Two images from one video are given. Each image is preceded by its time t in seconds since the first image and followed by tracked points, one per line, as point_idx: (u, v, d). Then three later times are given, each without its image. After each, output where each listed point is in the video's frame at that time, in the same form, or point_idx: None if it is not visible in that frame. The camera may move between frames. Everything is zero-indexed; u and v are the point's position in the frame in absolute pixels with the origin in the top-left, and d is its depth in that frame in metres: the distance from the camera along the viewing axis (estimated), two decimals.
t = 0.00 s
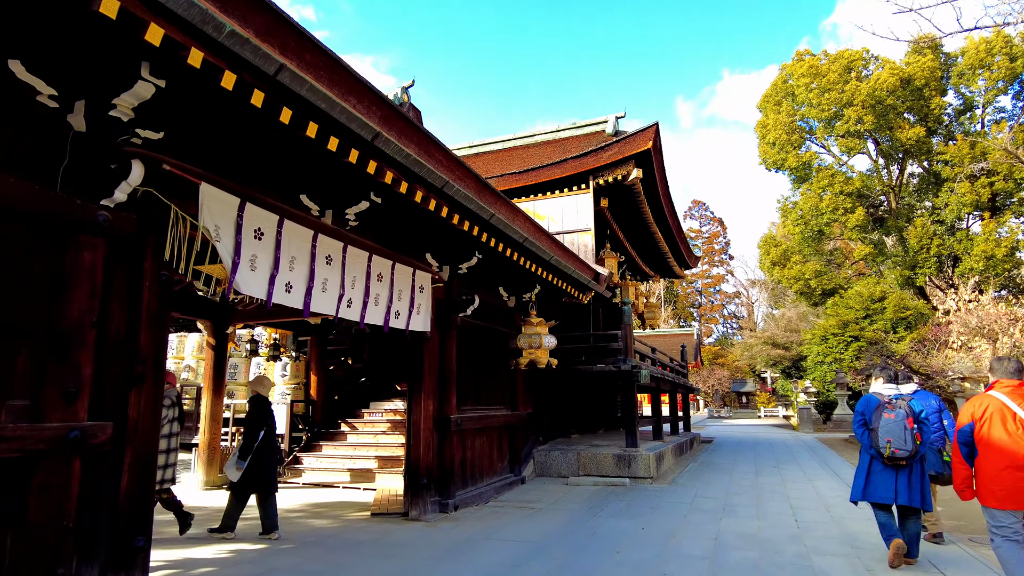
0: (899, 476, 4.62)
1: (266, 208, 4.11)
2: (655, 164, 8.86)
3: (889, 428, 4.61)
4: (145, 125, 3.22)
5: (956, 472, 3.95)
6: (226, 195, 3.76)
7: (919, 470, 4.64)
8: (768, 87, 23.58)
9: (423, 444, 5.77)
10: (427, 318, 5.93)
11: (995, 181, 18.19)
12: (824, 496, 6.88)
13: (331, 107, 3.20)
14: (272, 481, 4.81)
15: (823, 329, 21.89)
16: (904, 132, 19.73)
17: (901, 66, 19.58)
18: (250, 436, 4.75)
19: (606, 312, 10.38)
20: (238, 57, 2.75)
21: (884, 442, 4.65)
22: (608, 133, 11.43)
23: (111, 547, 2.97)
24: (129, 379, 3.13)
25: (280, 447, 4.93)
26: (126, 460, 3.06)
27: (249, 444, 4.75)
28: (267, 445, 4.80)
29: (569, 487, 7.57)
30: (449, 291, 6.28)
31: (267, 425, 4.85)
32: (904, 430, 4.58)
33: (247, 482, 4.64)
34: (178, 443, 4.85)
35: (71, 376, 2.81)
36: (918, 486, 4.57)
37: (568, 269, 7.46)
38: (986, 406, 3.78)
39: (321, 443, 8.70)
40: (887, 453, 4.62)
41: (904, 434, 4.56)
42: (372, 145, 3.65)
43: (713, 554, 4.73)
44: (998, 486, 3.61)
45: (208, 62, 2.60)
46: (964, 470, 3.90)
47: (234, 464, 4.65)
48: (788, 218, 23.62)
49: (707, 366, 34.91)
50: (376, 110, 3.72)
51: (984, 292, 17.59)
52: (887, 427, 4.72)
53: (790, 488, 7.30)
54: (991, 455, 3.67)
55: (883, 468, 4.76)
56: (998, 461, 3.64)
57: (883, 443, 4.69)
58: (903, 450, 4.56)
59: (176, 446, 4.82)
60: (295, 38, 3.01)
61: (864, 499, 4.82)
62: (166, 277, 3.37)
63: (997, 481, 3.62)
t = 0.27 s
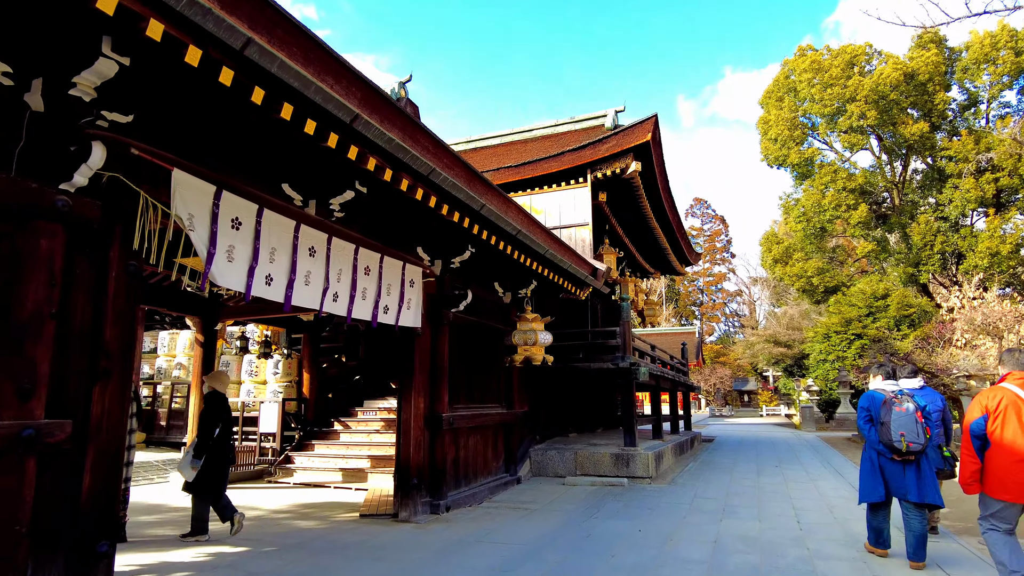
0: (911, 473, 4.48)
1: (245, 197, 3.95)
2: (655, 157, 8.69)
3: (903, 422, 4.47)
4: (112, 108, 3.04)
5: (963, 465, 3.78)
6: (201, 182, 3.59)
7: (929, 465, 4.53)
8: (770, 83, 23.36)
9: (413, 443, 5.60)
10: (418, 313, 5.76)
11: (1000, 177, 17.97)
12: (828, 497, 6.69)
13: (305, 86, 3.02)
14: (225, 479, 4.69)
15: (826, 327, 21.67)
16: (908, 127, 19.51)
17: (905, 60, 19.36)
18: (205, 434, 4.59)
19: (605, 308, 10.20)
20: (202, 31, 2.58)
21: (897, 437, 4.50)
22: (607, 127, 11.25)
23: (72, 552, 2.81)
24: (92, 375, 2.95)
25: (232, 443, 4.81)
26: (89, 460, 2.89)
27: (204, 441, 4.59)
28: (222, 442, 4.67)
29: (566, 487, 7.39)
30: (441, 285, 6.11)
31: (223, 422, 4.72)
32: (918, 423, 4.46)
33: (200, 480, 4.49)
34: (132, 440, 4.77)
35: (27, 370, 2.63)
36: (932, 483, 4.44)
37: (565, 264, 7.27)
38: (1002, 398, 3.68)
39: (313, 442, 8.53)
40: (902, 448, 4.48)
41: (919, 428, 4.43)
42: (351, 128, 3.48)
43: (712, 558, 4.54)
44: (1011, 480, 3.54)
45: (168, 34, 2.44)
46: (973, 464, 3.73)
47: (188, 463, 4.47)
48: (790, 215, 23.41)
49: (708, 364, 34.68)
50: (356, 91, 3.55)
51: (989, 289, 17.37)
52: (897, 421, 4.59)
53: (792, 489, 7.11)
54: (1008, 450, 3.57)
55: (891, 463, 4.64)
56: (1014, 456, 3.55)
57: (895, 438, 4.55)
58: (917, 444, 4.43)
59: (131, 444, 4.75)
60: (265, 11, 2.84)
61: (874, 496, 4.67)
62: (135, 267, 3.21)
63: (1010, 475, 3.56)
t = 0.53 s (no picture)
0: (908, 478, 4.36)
1: (221, 191, 3.77)
2: (654, 152, 8.48)
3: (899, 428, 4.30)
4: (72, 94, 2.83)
5: (971, 476, 3.57)
6: (172, 174, 3.40)
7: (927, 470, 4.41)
8: (772, 79, 23.12)
9: (402, 447, 5.41)
10: (408, 312, 5.57)
11: (1005, 174, 17.73)
12: (832, 502, 6.48)
13: (274, 68, 2.84)
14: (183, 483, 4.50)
15: (829, 326, 21.44)
16: (912, 124, 19.26)
17: (908, 56, 19.12)
18: (160, 437, 4.39)
19: (604, 307, 10.00)
20: (159, 8, 2.39)
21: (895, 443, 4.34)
22: (605, 122, 11.04)
23: (23, 568, 2.61)
24: (46, 378, 2.76)
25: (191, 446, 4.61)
26: (42, 468, 2.71)
27: (160, 446, 4.38)
28: (179, 447, 4.45)
29: (563, 490, 7.20)
30: (431, 283, 5.93)
31: (180, 425, 4.51)
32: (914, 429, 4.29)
33: (160, 487, 4.30)
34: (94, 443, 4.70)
35: None
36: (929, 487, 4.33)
37: (561, 260, 7.07)
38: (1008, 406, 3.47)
39: (305, 443, 8.34)
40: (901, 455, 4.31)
41: (915, 434, 4.27)
42: (328, 115, 3.29)
43: (712, 568, 4.33)
44: None
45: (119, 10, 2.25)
46: (981, 475, 3.52)
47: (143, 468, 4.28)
48: (793, 213, 23.17)
49: (710, 363, 34.46)
50: (332, 77, 3.36)
51: (995, 287, 17.13)
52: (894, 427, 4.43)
53: (796, 492, 6.91)
54: (1016, 457, 3.36)
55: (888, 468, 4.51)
56: None
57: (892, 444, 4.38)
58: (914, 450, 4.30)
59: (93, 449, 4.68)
60: None
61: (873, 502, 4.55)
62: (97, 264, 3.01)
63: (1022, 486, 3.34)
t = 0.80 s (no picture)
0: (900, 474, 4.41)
1: (200, 180, 3.61)
2: (655, 146, 8.30)
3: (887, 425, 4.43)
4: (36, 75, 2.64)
5: (969, 480, 3.38)
6: (145, 162, 3.23)
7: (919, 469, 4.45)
8: (775, 75, 22.90)
9: (394, 447, 5.24)
10: (400, 308, 5.41)
11: (1012, 170, 17.50)
12: (839, 504, 6.28)
13: (246, 47, 2.67)
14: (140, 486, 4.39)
15: (833, 324, 21.21)
16: (916, 119, 19.03)
17: (913, 51, 18.88)
18: (118, 438, 4.25)
19: (604, 304, 9.82)
20: None
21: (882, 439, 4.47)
22: (606, 117, 10.86)
23: None
24: (3, 376, 2.60)
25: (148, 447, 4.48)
26: None
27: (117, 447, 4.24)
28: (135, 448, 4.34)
29: (562, 492, 7.02)
30: (425, 279, 5.76)
31: (139, 426, 4.38)
32: (903, 425, 4.40)
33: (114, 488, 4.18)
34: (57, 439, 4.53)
35: None
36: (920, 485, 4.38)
37: (559, 256, 6.87)
38: (996, 406, 3.35)
39: (299, 443, 8.17)
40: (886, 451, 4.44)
41: (903, 430, 4.36)
42: (308, 100, 3.12)
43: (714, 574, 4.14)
44: None
45: None
46: (981, 479, 3.33)
47: (100, 468, 4.13)
48: (796, 210, 22.94)
49: (713, 362, 34.23)
50: (312, 60, 3.19)
51: (1001, 284, 16.91)
52: (885, 423, 4.53)
53: (800, 494, 6.72)
54: (1014, 456, 3.22)
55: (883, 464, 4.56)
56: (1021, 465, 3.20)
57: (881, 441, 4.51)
58: (902, 446, 4.37)
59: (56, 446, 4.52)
60: None
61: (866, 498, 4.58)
62: (62, 256, 2.85)
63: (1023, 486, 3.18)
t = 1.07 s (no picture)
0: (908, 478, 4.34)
1: (174, 165, 3.42)
2: (657, 139, 8.10)
3: (894, 427, 4.37)
4: None
5: (965, 474, 3.55)
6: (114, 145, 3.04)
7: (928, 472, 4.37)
8: (778, 72, 22.68)
9: (385, 448, 5.04)
10: (392, 303, 5.21)
11: (1020, 167, 17.25)
12: (847, 508, 6.07)
13: (214, 15, 2.47)
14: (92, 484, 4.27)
15: (837, 323, 20.97)
16: (922, 116, 18.78)
17: (919, 46, 18.65)
18: (71, 435, 4.13)
19: (605, 301, 9.61)
20: None
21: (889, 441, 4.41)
22: (607, 112, 10.66)
23: None
24: None
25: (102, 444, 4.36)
26: None
27: (69, 444, 4.11)
28: (89, 445, 4.23)
29: (560, 494, 6.81)
30: (418, 274, 5.57)
31: (93, 423, 4.28)
32: (912, 429, 4.33)
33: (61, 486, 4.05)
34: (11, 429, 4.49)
35: None
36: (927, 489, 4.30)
37: (558, 251, 6.66)
38: (998, 402, 3.48)
39: (292, 443, 7.98)
40: (892, 453, 4.38)
41: (911, 434, 4.30)
42: (284, 77, 2.92)
43: None
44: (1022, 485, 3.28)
45: None
46: (975, 473, 3.49)
47: (47, 467, 3.98)
48: (800, 208, 22.71)
49: (716, 362, 34.00)
50: (290, 35, 2.99)
51: (1008, 283, 16.66)
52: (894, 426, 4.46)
53: (807, 497, 6.51)
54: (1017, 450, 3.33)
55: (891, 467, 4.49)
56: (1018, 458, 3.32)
57: (888, 443, 4.46)
58: (909, 450, 4.32)
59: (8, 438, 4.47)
60: None
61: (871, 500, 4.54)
62: (21, 241, 2.72)
63: (1018, 479, 3.31)
